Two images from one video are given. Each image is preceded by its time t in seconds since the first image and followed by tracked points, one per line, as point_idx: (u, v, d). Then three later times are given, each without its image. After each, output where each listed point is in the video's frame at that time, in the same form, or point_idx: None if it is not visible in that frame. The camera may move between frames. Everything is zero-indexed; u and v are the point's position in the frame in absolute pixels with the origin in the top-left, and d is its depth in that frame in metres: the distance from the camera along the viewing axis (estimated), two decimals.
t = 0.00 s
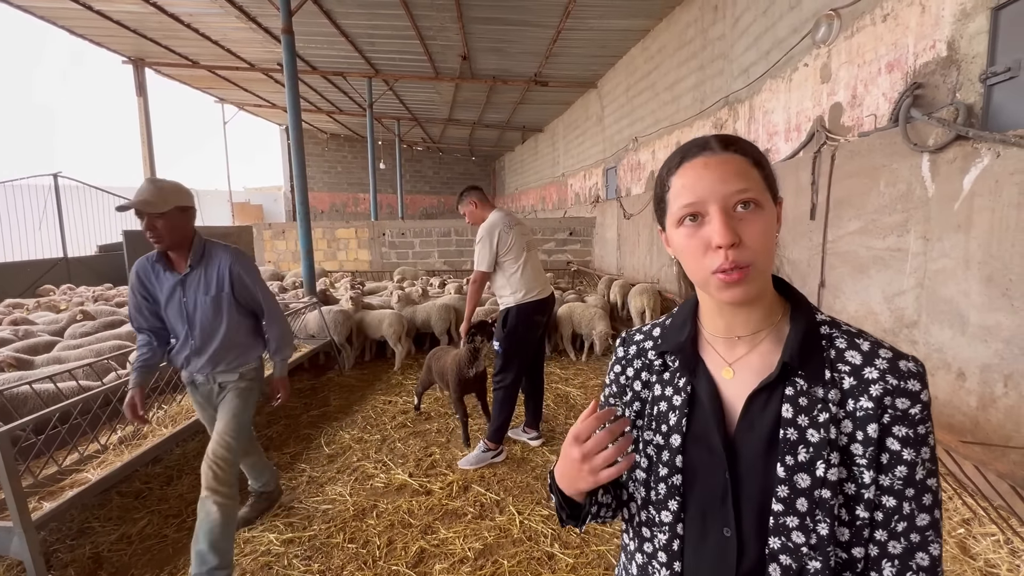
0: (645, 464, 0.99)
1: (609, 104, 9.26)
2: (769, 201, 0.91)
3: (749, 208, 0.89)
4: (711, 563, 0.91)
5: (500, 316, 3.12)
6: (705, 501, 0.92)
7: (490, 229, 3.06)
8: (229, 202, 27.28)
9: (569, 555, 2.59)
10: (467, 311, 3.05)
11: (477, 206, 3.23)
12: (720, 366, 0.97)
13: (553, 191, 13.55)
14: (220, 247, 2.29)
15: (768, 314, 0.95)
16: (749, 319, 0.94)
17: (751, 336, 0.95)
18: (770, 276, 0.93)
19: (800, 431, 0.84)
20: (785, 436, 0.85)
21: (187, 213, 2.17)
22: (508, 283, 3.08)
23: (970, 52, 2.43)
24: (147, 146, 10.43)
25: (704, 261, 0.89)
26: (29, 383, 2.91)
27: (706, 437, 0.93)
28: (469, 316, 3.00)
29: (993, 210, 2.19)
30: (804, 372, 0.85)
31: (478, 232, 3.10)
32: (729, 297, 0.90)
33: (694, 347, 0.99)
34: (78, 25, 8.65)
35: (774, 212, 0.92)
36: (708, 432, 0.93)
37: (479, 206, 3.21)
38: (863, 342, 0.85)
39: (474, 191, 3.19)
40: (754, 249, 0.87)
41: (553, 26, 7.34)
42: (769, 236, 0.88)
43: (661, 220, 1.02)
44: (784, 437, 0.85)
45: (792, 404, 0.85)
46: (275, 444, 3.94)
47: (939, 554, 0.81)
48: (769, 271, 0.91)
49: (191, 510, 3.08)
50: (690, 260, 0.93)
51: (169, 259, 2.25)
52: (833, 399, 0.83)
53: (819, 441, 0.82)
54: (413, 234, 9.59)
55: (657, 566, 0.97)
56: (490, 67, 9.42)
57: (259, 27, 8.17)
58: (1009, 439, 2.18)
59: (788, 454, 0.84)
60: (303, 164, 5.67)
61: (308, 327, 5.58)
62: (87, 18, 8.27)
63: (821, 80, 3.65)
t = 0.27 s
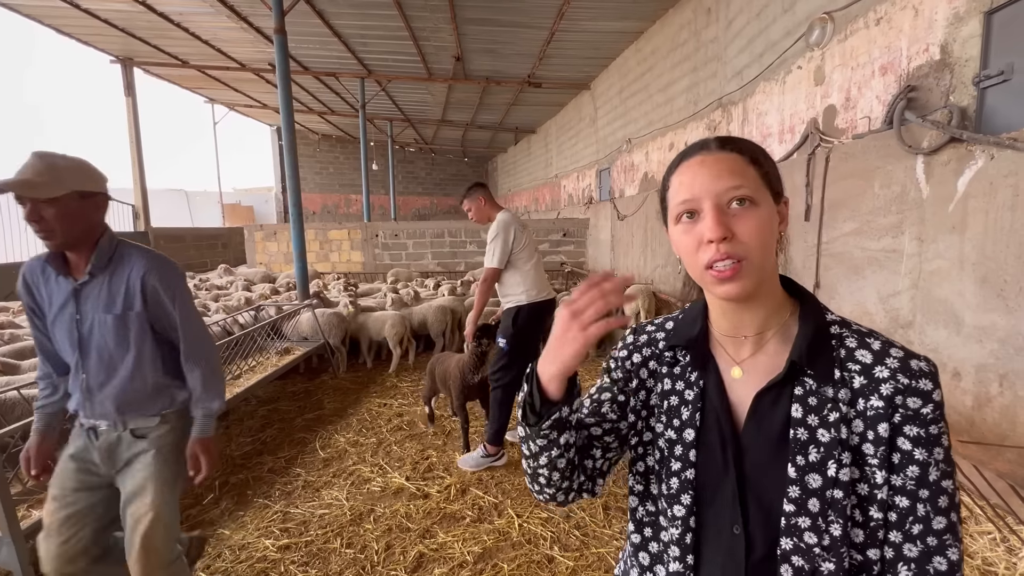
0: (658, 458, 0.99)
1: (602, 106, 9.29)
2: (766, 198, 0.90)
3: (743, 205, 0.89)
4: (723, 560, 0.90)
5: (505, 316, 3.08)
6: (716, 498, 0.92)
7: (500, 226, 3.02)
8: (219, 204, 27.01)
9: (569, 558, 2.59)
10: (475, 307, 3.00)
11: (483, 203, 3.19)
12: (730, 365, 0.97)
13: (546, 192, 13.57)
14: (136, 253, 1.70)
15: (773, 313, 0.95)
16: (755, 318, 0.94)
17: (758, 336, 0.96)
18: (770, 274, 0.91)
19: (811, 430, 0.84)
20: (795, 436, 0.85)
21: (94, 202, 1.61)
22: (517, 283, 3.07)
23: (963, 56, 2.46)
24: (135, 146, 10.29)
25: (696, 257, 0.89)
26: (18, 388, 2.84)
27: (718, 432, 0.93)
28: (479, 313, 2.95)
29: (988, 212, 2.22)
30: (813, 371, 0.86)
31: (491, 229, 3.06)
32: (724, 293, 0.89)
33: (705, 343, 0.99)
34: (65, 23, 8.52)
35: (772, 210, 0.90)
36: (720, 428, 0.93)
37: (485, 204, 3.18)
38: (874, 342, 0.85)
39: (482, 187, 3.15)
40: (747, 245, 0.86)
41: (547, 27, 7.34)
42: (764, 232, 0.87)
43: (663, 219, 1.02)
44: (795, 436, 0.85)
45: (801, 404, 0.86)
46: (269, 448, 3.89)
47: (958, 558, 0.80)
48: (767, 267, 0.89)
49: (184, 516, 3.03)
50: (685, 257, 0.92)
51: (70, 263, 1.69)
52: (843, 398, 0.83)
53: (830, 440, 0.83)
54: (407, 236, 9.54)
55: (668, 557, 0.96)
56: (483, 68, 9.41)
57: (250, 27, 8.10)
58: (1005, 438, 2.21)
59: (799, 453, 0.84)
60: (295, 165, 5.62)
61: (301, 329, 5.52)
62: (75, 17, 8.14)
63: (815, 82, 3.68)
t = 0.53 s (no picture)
0: (672, 461, 1.02)
1: (595, 108, 9.33)
2: (778, 210, 0.91)
3: (754, 219, 0.90)
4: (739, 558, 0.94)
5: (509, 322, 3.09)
6: (731, 500, 0.94)
7: (500, 232, 3.00)
8: (209, 204, 26.76)
9: (569, 559, 2.59)
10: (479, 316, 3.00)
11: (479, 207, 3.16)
12: (743, 369, 0.99)
13: (540, 193, 13.59)
14: None
15: (784, 319, 0.98)
16: (768, 324, 0.97)
17: (770, 341, 0.98)
18: (780, 284, 0.94)
19: (825, 433, 0.88)
20: (810, 438, 0.89)
21: None
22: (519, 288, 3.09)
23: (953, 61, 2.50)
24: (124, 147, 10.17)
25: (708, 269, 0.91)
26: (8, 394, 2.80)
27: (734, 434, 0.95)
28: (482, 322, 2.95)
29: (979, 214, 2.27)
30: (827, 375, 0.89)
31: (489, 235, 3.03)
32: (734, 305, 0.92)
33: (718, 347, 1.02)
34: (52, 22, 8.41)
35: (783, 223, 0.92)
36: (736, 430, 0.95)
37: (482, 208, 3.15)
38: (883, 346, 0.89)
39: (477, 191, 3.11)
40: (758, 260, 0.89)
41: (541, 29, 7.37)
42: (774, 247, 0.89)
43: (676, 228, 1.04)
44: (810, 438, 0.88)
45: (817, 407, 0.89)
46: (265, 451, 3.86)
47: (956, 552, 0.85)
48: (777, 280, 0.92)
49: (179, 521, 3.00)
50: (697, 269, 0.95)
51: None
52: (856, 400, 0.87)
53: (844, 442, 0.86)
54: (400, 237, 9.51)
55: (681, 558, 1.00)
56: (477, 70, 9.41)
57: (242, 27, 8.04)
58: (997, 437, 2.25)
59: (815, 455, 0.88)
60: (289, 165, 5.58)
61: (295, 332, 5.48)
62: (62, 15, 8.04)
63: (807, 86, 3.72)
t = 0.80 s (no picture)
0: (677, 466, 1.03)
1: (590, 109, 9.37)
2: (802, 208, 0.95)
3: (781, 212, 0.93)
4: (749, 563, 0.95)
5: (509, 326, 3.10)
6: (738, 502, 0.95)
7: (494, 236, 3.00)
8: (201, 205, 26.56)
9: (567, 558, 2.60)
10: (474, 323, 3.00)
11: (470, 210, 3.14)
12: (746, 369, 1.01)
13: (534, 194, 13.63)
14: None
15: (787, 318, 1.00)
16: (771, 323, 0.99)
17: (772, 340, 1.00)
18: (788, 282, 0.97)
19: (829, 431, 0.90)
20: (815, 436, 0.90)
21: None
22: (516, 291, 3.10)
23: (945, 65, 2.54)
24: (115, 147, 10.07)
25: (725, 253, 0.94)
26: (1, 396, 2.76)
27: (738, 436, 0.96)
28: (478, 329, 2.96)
29: (970, 215, 2.31)
30: (829, 374, 0.91)
31: (483, 242, 3.01)
32: (744, 292, 0.94)
33: (720, 349, 1.03)
34: (42, 20, 8.31)
35: (806, 222, 0.95)
36: (740, 432, 0.96)
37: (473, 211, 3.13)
38: (881, 344, 0.91)
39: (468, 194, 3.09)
40: (777, 251, 0.91)
41: (535, 31, 7.39)
42: (796, 241, 0.92)
43: (696, 216, 1.06)
44: (814, 437, 0.90)
45: (820, 406, 0.92)
46: (260, 454, 3.84)
47: (960, 542, 0.86)
48: (788, 276, 0.95)
49: (175, 524, 2.98)
50: (714, 253, 0.97)
51: None
52: (858, 398, 0.89)
53: (848, 440, 0.88)
54: (394, 238, 9.50)
55: (694, 565, 1.01)
56: (471, 70, 9.42)
57: (235, 26, 7.99)
58: (988, 434, 2.29)
59: (820, 454, 0.90)
60: (283, 165, 5.56)
61: (289, 333, 5.44)
62: (52, 13, 7.95)
63: (801, 89, 3.77)
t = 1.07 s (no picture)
0: (677, 463, 1.06)
1: (584, 111, 9.40)
2: (764, 220, 0.95)
3: (736, 224, 0.95)
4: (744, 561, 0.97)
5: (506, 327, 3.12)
6: (736, 499, 0.98)
7: (488, 238, 3.00)
8: (192, 206, 26.34)
9: (565, 558, 2.62)
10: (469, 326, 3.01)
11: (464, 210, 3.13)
12: (746, 370, 1.03)
13: (528, 196, 13.65)
14: None
15: (786, 321, 1.02)
16: (767, 325, 1.01)
17: (771, 342, 1.02)
18: (758, 291, 0.98)
19: (826, 433, 0.92)
20: (812, 437, 0.92)
21: None
22: (512, 292, 3.11)
23: (934, 70, 2.59)
24: (105, 147, 9.98)
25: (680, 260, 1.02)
26: None
27: (736, 436, 0.99)
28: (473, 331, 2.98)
29: (959, 218, 2.35)
30: (829, 376, 0.93)
31: (478, 243, 3.02)
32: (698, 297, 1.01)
33: (722, 350, 1.05)
34: (32, 18, 8.24)
35: (769, 232, 0.95)
36: (739, 432, 0.99)
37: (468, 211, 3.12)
38: (884, 349, 0.94)
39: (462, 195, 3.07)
40: (723, 259, 0.95)
41: (530, 33, 7.41)
42: (746, 251, 0.94)
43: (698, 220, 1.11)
44: (811, 438, 0.93)
45: (819, 408, 0.94)
46: (255, 456, 3.82)
47: (960, 548, 0.88)
48: (747, 284, 0.96)
49: (169, 528, 2.96)
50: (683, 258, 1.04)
51: None
52: (857, 402, 0.91)
53: (845, 442, 0.90)
54: (389, 239, 9.48)
55: (690, 561, 1.03)
56: (466, 72, 9.42)
57: (229, 26, 7.95)
58: (977, 433, 2.33)
59: (816, 454, 0.92)
60: (278, 166, 5.53)
61: (283, 335, 5.41)
62: (42, 12, 7.87)
63: (793, 92, 3.81)
